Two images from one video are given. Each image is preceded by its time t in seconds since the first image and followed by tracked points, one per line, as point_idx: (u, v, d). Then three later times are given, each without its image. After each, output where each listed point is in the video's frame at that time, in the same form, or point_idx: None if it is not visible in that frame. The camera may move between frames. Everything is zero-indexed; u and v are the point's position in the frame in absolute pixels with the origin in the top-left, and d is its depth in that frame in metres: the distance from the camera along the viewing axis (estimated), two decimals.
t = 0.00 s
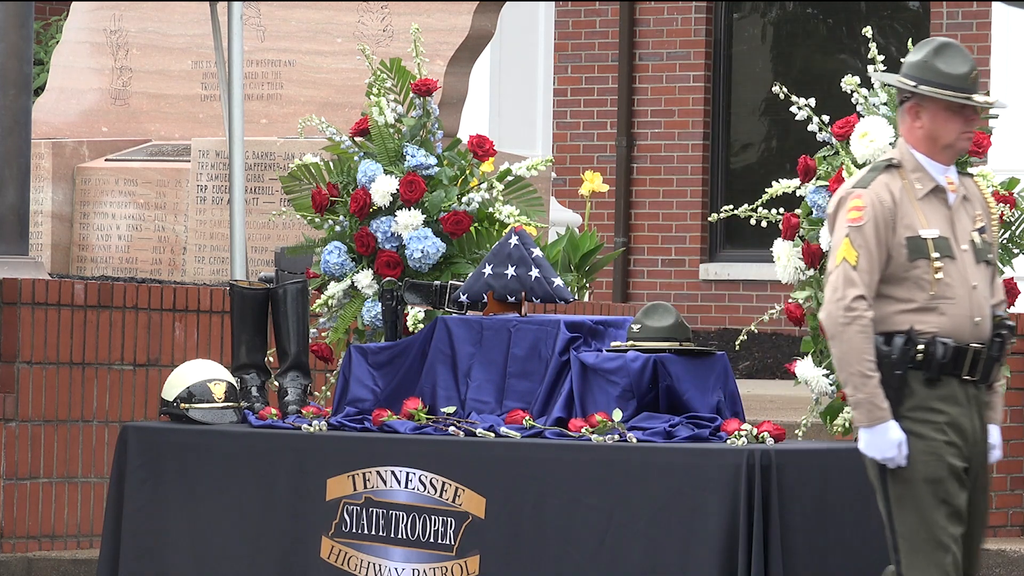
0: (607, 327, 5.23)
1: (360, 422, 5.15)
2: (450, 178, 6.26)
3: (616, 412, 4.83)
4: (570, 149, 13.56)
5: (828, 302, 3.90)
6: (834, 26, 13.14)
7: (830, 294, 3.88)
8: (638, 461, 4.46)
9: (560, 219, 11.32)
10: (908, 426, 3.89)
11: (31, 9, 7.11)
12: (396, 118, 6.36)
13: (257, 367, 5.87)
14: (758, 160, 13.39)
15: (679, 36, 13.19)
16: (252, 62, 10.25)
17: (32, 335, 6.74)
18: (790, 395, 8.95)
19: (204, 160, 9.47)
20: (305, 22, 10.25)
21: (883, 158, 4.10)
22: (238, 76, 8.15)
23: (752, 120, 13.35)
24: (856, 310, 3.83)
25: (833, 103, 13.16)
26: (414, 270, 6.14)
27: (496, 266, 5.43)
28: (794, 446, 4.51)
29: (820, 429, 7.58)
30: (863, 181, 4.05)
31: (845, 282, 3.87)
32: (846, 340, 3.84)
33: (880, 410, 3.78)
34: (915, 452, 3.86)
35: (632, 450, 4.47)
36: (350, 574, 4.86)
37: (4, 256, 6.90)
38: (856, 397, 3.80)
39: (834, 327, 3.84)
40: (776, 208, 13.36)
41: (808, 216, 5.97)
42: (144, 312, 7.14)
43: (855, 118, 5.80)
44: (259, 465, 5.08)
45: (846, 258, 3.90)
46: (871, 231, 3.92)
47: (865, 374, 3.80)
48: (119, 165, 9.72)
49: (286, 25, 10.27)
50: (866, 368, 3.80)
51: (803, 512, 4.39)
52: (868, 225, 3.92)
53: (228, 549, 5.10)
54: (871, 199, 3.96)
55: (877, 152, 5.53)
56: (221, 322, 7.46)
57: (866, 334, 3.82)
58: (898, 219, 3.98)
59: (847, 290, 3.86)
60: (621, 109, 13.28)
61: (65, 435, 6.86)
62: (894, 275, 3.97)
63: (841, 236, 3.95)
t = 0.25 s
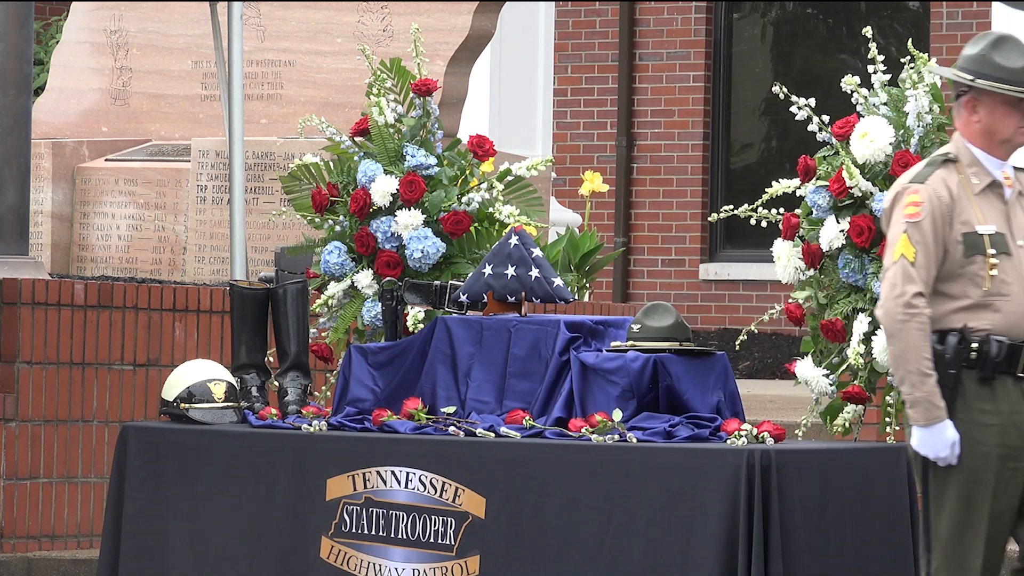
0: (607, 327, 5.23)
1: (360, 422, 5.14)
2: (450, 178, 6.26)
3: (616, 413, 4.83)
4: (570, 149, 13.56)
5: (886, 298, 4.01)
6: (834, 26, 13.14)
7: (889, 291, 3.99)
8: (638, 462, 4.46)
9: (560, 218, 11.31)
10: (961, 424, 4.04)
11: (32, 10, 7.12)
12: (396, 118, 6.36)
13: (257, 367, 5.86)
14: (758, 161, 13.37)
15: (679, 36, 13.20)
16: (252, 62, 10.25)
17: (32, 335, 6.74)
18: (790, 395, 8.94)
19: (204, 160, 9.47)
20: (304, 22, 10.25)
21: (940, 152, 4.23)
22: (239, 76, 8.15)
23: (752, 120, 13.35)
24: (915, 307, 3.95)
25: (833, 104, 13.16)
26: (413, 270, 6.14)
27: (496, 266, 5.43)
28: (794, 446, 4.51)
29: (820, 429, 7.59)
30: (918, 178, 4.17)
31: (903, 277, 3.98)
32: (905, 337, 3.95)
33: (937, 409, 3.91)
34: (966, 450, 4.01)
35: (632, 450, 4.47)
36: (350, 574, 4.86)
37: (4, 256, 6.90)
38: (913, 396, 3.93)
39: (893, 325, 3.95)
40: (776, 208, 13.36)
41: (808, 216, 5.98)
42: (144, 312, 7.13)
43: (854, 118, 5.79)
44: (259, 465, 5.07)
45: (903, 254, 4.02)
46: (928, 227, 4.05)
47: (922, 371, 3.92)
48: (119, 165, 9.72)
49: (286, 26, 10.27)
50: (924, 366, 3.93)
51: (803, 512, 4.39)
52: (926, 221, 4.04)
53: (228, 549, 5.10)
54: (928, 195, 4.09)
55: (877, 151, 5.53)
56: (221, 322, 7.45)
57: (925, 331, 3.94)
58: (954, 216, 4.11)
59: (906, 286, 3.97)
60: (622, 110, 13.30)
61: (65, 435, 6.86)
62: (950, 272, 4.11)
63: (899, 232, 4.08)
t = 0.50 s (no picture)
0: (607, 327, 5.23)
1: (360, 422, 5.14)
2: (450, 178, 6.26)
3: (616, 413, 4.83)
4: (570, 149, 13.56)
5: (945, 306, 3.91)
6: (834, 26, 13.17)
7: (947, 299, 3.89)
8: (638, 462, 4.46)
9: (560, 218, 11.31)
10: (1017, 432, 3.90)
11: (31, 9, 7.11)
12: (395, 118, 6.35)
13: (258, 367, 5.86)
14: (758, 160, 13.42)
15: (679, 36, 13.20)
16: (252, 61, 10.25)
17: (32, 335, 6.74)
18: (790, 395, 8.94)
19: (204, 160, 9.47)
20: (304, 22, 10.24)
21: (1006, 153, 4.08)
22: (239, 77, 8.15)
23: (752, 120, 13.37)
24: (973, 316, 3.84)
25: (833, 104, 13.17)
26: (414, 270, 6.14)
27: (496, 266, 5.43)
28: (794, 446, 4.51)
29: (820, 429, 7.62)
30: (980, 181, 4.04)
31: (963, 286, 3.88)
32: (962, 346, 3.85)
33: (993, 419, 3.80)
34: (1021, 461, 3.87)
35: (632, 449, 4.47)
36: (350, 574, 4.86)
37: (4, 256, 6.90)
38: (968, 405, 3.82)
39: (950, 333, 3.85)
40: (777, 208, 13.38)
41: (808, 216, 5.98)
42: (144, 312, 7.13)
43: (854, 118, 5.75)
44: (259, 465, 5.07)
45: (963, 261, 3.92)
46: (989, 234, 3.93)
47: (978, 381, 3.81)
48: (119, 165, 9.72)
49: (286, 25, 10.26)
50: (980, 376, 3.82)
51: (803, 512, 4.39)
52: (987, 228, 3.92)
53: (228, 549, 5.10)
54: (990, 201, 3.96)
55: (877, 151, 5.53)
56: (221, 322, 7.45)
57: (982, 342, 3.83)
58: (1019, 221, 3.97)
59: (964, 294, 3.87)
60: (622, 110, 13.30)
61: (65, 435, 6.86)
62: (1013, 279, 3.98)
63: (960, 239, 3.97)
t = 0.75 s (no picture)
0: (607, 327, 5.24)
1: (360, 422, 5.15)
2: (450, 178, 6.27)
3: (617, 412, 4.83)
4: (570, 149, 13.53)
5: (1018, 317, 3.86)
6: (834, 26, 13.18)
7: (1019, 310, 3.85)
8: (638, 462, 4.45)
9: (561, 217, 11.33)
10: None
11: (32, 9, 7.12)
12: (395, 118, 6.36)
13: (258, 367, 5.86)
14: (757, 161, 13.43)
15: (678, 36, 13.20)
16: (252, 61, 10.25)
17: (32, 335, 6.74)
18: (789, 395, 8.94)
19: (204, 160, 9.46)
20: (304, 22, 10.24)
21: None
22: (239, 77, 8.15)
23: (752, 120, 13.38)
24: None
25: (833, 104, 13.18)
26: (413, 270, 6.14)
27: (496, 266, 5.43)
28: (794, 446, 4.51)
29: (819, 428, 7.62)
30: None
31: None
32: None
33: None
34: None
35: (632, 449, 4.46)
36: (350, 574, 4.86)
37: (4, 256, 6.90)
38: None
39: None
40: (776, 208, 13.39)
41: (808, 217, 5.98)
42: (144, 312, 7.13)
43: (854, 118, 5.75)
44: (259, 465, 5.07)
45: None
46: None
47: None
48: (119, 165, 9.73)
49: (286, 25, 10.26)
50: None
51: (803, 512, 4.39)
52: None
53: (228, 549, 5.10)
54: None
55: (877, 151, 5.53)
56: (221, 322, 7.45)
57: None
58: None
59: None
60: (622, 110, 13.29)
61: (65, 435, 6.86)
62: None
63: None
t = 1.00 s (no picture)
0: (607, 327, 5.24)
1: (360, 422, 5.15)
2: (450, 178, 6.27)
3: (617, 412, 4.83)
4: (570, 149, 13.54)
5: None
6: (834, 26, 13.18)
7: None
8: (638, 461, 4.46)
9: (561, 217, 11.32)
10: None
11: (31, 9, 7.12)
12: (395, 118, 6.36)
13: (258, 367, 5.86)
14: (757, 160, 13.44)
15: (679, 36, 13.20)
16: (252, 61, 10.25)
17: (32, 335, 6.74)
18: (788, 395, 8.95)
19: (204, 160, 9.46)
20: (304, 22, 10.24)
21: None
22: (239, 77, 8.15)
23: (752, 120, 13.38)
24: None
25: (833, 104, 13.18)
26: (413, 270, 6.14)
27: (496, 266, 5.43)
28: (794, 446, 4.51)
29: (819, 428, 7.62)
30: None
31: None
32: None
33: None
34: None
35: (632, 449, 4.47)
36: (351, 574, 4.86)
37: (4, 256, 6.90)
38: None
39: None
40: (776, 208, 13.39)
41: (807, 217, 5.98)
42: (144, 312, 7.14)
43: (854, 118, 5.76)
44: (259, 465, 5.07)
45: None
46: None
47: None
48: (119, 165, 9.74)
49: (286, 25, 10.26)
50: None
51: (803, 512, 4.39)
52: None
53: (228, 549, 5.10)
54: None
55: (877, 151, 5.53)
56: (221, 322, 7.45)
57: None
58: None
59: None
60: (622, 110, 13.30)
61: (65, 435, 6.86)
62: None
63: None
